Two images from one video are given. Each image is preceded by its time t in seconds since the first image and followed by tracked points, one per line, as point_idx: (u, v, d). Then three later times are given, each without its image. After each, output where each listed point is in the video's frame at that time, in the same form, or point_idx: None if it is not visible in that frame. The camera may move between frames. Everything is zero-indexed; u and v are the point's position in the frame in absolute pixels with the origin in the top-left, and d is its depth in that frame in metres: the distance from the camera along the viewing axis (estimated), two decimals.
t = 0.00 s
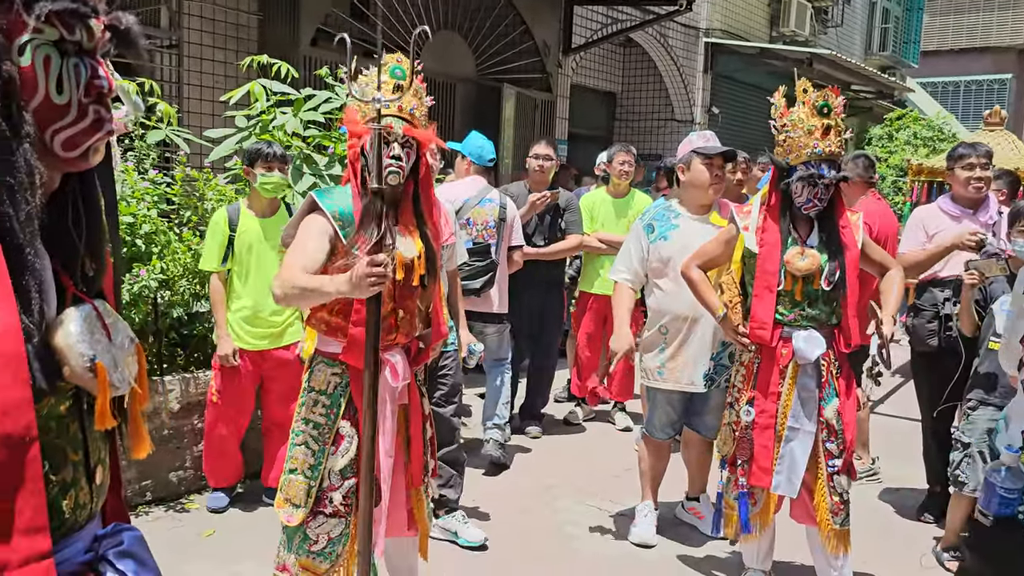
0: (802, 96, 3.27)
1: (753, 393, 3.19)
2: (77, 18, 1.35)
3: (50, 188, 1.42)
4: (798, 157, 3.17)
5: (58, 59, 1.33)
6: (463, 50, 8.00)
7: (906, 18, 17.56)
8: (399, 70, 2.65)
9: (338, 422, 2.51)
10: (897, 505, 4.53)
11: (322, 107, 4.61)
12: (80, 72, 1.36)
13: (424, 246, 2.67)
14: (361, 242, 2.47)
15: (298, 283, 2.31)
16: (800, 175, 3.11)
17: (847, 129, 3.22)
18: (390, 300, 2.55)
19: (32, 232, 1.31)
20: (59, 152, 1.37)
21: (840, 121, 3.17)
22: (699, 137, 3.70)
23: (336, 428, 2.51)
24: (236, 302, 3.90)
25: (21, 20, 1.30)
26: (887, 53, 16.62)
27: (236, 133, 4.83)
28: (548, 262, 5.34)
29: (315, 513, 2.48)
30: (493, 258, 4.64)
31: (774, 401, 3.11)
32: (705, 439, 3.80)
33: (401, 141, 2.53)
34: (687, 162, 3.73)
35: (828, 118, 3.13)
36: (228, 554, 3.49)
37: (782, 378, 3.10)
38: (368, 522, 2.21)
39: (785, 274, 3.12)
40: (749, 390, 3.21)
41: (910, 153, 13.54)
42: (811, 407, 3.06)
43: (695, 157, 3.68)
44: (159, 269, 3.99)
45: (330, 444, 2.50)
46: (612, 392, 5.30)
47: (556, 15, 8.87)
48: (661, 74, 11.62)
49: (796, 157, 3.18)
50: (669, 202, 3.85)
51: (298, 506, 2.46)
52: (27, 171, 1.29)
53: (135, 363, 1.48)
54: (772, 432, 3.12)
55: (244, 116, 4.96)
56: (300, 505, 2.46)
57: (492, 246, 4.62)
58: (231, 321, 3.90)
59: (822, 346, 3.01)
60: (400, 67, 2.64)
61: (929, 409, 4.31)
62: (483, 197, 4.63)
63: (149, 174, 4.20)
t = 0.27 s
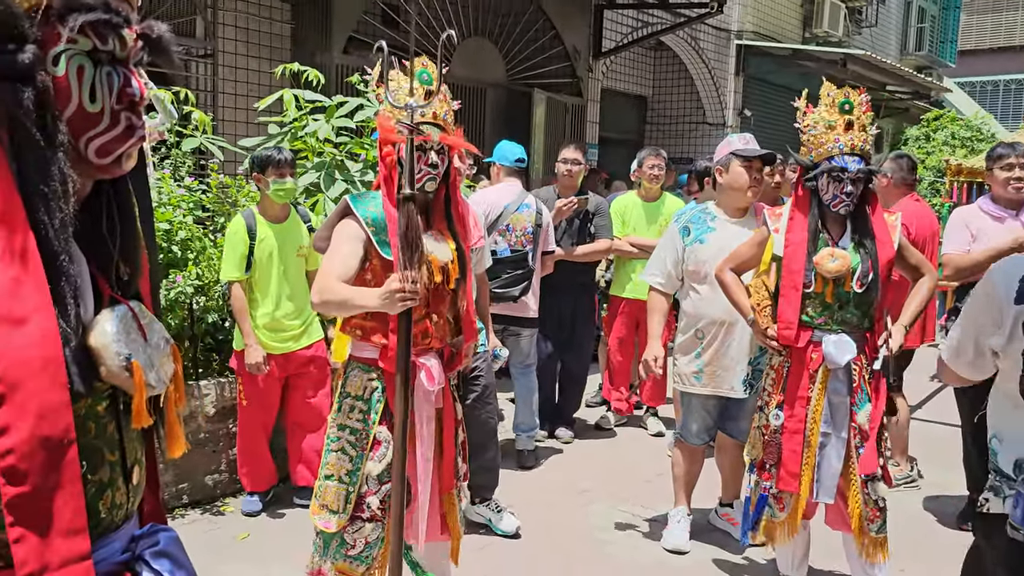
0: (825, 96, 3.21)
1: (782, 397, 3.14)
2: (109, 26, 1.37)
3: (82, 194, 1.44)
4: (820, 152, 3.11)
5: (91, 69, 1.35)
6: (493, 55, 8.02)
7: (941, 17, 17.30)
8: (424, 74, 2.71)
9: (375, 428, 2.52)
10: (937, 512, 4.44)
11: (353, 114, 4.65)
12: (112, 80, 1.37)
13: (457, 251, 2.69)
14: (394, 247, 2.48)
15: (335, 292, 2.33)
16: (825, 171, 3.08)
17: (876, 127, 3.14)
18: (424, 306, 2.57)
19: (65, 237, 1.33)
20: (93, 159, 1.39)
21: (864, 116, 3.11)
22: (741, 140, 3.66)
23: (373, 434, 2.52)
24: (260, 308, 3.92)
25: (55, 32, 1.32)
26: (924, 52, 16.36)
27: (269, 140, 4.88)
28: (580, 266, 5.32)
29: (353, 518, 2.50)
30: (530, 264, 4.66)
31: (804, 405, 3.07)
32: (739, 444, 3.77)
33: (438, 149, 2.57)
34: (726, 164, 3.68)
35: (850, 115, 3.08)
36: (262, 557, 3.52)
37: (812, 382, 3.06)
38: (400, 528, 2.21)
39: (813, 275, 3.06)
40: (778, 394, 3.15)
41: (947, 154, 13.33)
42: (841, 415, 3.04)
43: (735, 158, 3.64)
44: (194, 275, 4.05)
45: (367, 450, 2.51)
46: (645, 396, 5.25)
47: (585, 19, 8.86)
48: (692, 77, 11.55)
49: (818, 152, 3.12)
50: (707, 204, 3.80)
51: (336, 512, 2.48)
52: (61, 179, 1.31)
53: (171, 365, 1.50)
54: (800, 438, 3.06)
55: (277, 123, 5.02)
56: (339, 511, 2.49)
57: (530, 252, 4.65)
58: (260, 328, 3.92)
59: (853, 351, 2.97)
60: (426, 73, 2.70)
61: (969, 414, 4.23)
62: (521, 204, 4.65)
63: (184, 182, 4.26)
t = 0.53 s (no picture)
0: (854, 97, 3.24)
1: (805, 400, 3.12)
2: (140, 36, 1.37)
3: (112, 199, 1.46)
4: (840, 151, 3.13)
5: (122, 77, 1.35)
6: (517, 59, 8.04)
7: (971, 16, 17.08)
8: (445, 79, 2.75)
9: (399, 431, 2.53)
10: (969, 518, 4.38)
11: (378, 119, 4.68)
12: (144, 89, 1.38)
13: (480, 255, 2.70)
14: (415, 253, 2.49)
15: (357, 294, 2.33)
16: (843, 171, 3.06)
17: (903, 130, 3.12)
18: (445, 310, 2.59)
19: (99, 243, 1.36)
20: (123, 167, 1.39)
21: (890, 117, 3.10)
22: (765, 144, 3.59)
23: (397, 437, 2.53)
24: (279, 313, 3.94)
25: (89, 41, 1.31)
26: (952, 51, 16.16)
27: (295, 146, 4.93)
28: (604, 270, 5.31)
29: (379, 521, 2.51)
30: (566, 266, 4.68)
31: (826, 408, 3.03)
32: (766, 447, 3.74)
33: (467, 156, 2.61)
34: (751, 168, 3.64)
35: (873, 115, 3.09)
36: (289, 559, 3.55)
37: (835, 385, 3.02)
38: (423, 531, 2.22)
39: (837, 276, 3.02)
40: (801, 396, 3.13)
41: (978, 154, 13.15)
42: (864, 420, 2.98)
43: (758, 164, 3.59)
44: (222, 279, 4.09)
45: (392, 453, 2.52)
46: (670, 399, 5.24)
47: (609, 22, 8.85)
48: (717, 79, 11.50)
49: (839, 151, 3.14)
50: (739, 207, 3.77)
51: (362, 515, 2.50)
52: (94, 187, 1.34)
53: (202, 367, 1.52)
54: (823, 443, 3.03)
55: (302, 129, 5.06)
56: (365, 514, 2.49)
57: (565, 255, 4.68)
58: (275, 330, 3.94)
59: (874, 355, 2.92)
60: (446, 77, 2.74)
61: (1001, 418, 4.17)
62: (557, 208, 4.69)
63: (212, 187, 4.32)
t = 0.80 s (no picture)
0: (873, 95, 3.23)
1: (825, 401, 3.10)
2: (190, 47, 1.41)
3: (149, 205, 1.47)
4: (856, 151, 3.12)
5: (172, 85, 1.39)
6: (534, 59, 8.04)
7: (992, 13, 16.91)
8: (462, 80, 2.75)
9: (417, 432, 2.54)
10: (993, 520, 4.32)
11: (395, 120, 4.69)
12: (188, 97, 1.42)
13: (497, 255, 2.70)
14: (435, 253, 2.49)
15: (379, 295, 2.34)
16: (858, 169, 3.03)
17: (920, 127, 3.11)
18: (463, 311, 2.58)
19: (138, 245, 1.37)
20: (164, 172, 1.43)
21: (907, 116, 3.08)
22: (772, 145, 3.59)
23: (415, 437, 2.54)
24: (305, 312, 3.98)
25: (146, 50, 1.36)
26: (974, 48, 15.99)
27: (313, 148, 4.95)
28: (622, 270, 5.30)
29: (397, 521, 2.52)
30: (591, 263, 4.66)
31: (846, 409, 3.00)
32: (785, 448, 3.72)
33: (484, 156, 2.62)
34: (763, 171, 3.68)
35: (889, 114, 3.08)
36: (308, 559, 3.56)
37: (854, 386, 2.98)
38: (443, 531, 2.22)
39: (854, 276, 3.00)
40: (820, 397, 3.11)
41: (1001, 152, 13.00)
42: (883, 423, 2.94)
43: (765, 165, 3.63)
44: (241, 281, 4.11)
45: (410, 454, 2.53)
46: (689, 398, 5.21)
47: (626, 21, 8.83)
48: (735, 78, 11.44)
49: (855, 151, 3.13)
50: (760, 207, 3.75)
51: (380, 515, 2.50)
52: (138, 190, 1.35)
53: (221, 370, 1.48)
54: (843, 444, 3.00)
55: (320, 131, 5.08)
56: (382, 514, 2.50)
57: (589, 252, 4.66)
58: (299, 328, 3.98)
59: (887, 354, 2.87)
60: (464, 78, 2.73)
61: None
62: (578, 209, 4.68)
63: (231, 190, 4.35)
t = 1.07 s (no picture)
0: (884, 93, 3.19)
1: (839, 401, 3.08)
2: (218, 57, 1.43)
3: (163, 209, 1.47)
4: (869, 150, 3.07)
5: (200, 96, 1.41)
6: (545, 60, 8.04)
7: (1006, 11, 16.80)
8: (469, 80, 2.74)
9: (428, 433, 2.54)
10: (1008, 521, 4.28)
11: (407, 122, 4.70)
12: (209, 106, 1.43)
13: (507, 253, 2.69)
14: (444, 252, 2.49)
15: (389, 297, 2.34)
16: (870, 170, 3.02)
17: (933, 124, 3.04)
18: (475, 311, 2.58)
19: (158, 251, 1.36)
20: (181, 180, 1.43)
21: (919, 112, 3.02)
22: (779, 144, 3.63)
23: (426, 438, 2.54)
24: (321, 311, 4.02)
25: (181, 62, 1.38)
26: (988, 47, 15.88)
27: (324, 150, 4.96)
28: (634, 271, 5.28)
29: (408, 522, 2.52)
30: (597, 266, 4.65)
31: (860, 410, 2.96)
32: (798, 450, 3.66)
33: (492, 157, 2.62)
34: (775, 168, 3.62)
35: (900, 112, 3.03)
36: (321, 560, 3.56)
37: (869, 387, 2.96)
38: (455, 531, 2.22)
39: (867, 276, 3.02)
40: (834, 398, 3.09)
41: (1015, 151, 12.91)
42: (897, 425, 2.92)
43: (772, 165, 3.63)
44: (253, 282, 4.12)
45: (421, 454, 2.53)
46: (701, 399, 5.20)
47: (637, 21, 8.82)
48: (747, 78, 11.40)
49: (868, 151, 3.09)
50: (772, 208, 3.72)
51: (391, 516, 2.50)
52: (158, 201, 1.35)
53: (223, 373, 1.46)
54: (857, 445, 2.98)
55: (332, 133, 5.10)
56: (393, 515, 2.50)
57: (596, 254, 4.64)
58: (316, 327, 4.02)
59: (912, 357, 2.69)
60: (470, 77, 2.73)
61: None
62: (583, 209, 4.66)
63: (244, 192, 4.37)
